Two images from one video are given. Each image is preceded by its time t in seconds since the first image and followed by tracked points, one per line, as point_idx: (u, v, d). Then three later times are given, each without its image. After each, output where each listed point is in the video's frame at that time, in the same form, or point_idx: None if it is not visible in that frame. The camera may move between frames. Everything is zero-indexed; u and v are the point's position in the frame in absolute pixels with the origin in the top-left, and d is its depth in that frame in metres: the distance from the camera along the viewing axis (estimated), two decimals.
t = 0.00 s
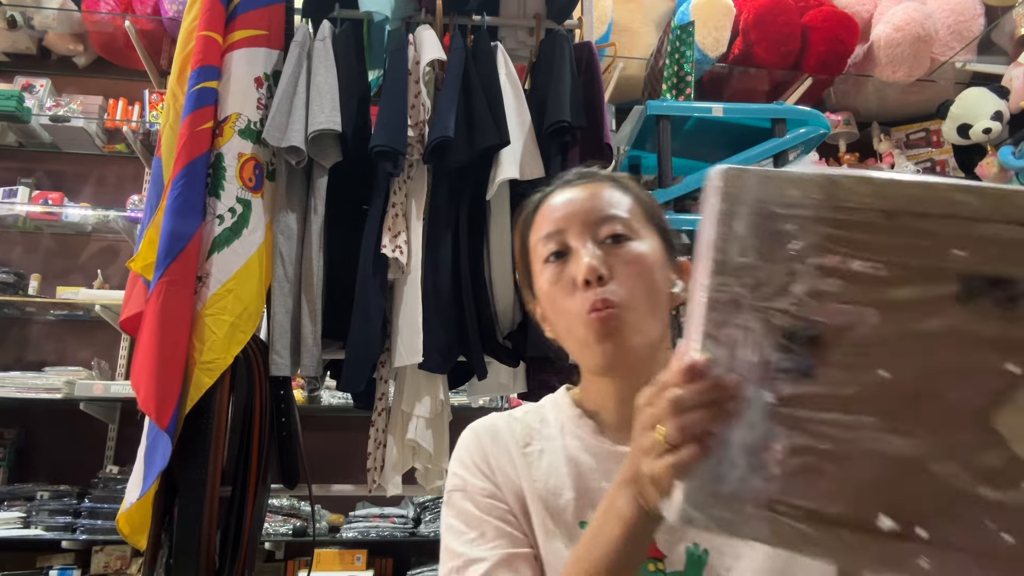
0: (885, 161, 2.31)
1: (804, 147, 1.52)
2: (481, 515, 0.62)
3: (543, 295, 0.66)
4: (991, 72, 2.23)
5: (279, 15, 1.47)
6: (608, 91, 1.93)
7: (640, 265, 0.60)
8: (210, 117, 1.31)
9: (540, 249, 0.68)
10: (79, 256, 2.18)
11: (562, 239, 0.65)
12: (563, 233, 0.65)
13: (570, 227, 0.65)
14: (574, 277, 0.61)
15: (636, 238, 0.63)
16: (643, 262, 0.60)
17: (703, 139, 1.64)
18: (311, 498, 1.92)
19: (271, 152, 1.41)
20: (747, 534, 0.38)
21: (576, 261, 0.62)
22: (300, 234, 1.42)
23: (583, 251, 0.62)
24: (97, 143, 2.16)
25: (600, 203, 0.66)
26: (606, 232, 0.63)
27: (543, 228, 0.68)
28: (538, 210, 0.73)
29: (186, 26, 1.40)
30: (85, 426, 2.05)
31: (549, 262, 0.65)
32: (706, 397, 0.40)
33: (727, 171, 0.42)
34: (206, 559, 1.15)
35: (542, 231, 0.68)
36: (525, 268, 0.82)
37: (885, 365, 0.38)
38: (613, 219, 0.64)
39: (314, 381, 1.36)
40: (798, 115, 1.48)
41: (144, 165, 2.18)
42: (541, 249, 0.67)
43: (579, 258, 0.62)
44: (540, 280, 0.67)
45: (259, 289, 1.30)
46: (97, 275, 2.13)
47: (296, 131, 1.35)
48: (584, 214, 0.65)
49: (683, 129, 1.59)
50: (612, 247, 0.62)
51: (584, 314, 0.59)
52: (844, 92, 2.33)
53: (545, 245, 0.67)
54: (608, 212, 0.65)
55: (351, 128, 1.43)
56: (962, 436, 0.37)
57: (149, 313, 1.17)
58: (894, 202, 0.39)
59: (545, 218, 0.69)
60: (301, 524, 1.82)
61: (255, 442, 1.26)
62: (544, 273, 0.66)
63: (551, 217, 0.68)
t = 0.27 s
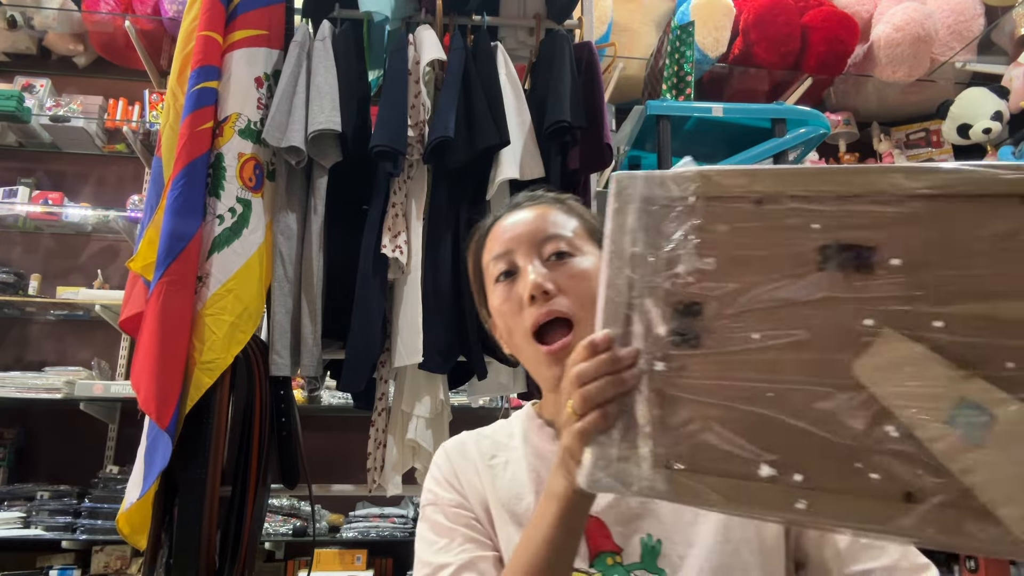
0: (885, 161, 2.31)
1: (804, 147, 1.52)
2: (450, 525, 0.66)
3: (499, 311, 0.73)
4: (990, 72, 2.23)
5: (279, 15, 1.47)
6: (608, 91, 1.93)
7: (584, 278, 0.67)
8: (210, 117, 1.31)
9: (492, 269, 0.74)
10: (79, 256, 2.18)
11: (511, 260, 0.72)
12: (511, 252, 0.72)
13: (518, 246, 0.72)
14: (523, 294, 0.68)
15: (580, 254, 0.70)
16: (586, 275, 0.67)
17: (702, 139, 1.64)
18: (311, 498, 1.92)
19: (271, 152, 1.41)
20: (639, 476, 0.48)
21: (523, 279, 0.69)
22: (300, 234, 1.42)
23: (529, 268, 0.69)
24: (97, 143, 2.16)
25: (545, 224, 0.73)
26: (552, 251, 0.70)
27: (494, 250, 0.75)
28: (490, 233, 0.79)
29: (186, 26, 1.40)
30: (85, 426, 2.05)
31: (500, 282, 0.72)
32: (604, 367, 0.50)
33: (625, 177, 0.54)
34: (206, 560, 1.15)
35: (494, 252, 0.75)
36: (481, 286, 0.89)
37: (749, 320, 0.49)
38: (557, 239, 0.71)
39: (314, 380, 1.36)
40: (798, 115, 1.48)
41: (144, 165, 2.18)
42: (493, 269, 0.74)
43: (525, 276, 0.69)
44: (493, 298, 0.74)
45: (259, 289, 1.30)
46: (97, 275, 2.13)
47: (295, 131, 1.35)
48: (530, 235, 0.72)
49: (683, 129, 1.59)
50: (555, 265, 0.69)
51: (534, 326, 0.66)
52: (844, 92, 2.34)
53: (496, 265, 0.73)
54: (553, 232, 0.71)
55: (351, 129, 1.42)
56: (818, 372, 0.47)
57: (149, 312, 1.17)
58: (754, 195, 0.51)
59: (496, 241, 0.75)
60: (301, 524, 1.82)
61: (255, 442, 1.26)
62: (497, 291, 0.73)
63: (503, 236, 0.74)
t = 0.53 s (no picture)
0: (885, 161, 2.32)
1: (804, 147, 1.52)
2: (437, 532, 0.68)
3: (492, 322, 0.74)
4: (990, 72, 2.23)
5: (280, 15, 1.47)
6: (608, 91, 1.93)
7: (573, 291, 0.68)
8: (210, 117, 1.31)
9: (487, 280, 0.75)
10: (79, 256, 2.18)
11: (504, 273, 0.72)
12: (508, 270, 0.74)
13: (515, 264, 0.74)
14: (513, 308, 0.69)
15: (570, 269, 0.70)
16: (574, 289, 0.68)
17: (702, 139, 1.65)
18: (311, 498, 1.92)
19: (271, 152, 1.41)
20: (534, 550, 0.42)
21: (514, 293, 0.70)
22: (300, 234, 1.42)
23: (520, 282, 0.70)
24: (97, 143, 2.16)
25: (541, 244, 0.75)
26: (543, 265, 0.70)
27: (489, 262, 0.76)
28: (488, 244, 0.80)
29: (186, 26, 1.40)
30: (85, 426, 2.05)
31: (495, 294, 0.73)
32: (491, 434, 0.43)
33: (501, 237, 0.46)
34: (206, 559, 1.15)
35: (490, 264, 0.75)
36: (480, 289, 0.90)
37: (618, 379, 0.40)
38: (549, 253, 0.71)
39: (314, 381, 1.36)
40: (798, 115, 1.48)
41: (144, 166, 2.19)
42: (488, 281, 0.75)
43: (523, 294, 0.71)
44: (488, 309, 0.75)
45: (259, 289, 1.29)
46: (97, 275, 2.13)
47: (295, 131, 1.36)
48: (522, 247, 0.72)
49: (683, 129, 1.59)
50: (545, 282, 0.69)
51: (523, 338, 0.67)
52: (844, 92, 2.33)
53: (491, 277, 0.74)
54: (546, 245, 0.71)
55: (351, 128, 1.42)
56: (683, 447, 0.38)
57: (149, 312, 1.17)
58: (622, 253, 0.41)
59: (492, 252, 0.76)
60: (301, 524, 1.82)
61: (255, 443, 1.26)
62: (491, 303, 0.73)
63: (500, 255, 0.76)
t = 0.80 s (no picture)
0: (885, 161, 2.32)
1: (804, 147, 1.53)
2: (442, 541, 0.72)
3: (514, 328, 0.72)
4: (990, 72, 2.23)
5: (280, 15, 1.47)
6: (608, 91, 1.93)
7: (595, 316, 0.66)
8: (210, 117, 1.31)
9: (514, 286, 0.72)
10: (79, 256, 2.18)
11: (531, 285, 0.69)
12: (532, 278, 0.69)
13: (539, 272, 0.69)
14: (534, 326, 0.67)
15: (596, 290, 0.67)
16: (595, 314, 0.66)
17: (702, 139, 1.65)
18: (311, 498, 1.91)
19: (272, 152, 1.41)
20: None
21: (536, 310, 0.68)
22: (300, 234, 1.42)
23: (544, 301, 0.67)
24: (97, 143, 2.16)
25: (571, 248, 0.70)
26: (570, 284, 0.67)
27: (518, 267, 0.72)
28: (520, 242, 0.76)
29: (186, 26, 1.40)
30: (84, 426, 2.05)
31: (519, 303, 0.71)
32: None
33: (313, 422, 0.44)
34: (206, 559, 1.15)
35: (518, 269, 0.72)
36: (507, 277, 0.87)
37: (417, 548, 0.37)
38: (577, 272, 0.68)
39: (314, 381, 1.36)
40: (798, 115, 1.48)
41: (144, 166, 2.19)
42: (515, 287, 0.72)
43: (545, 307, 0.67)
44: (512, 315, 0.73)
45: (259, 289, 1.29)
46: (97, 275, 2.13)
47: (295, 131, 1.36)
48: (551, 260, 0.69)
49: (683, 129, 1.59)
50: (570, 304, 0.66)
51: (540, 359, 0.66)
52: (844, 92, 2.33)
53: (518, 284, 0.71)
54: (575, 263, 0.68)
55: (351, 128, 1.42)
56: None
57: (148, 312, 1.18)
58: (413, 426, 0.38)
59: (523, 257, 0.72)
60: (301, 525, 1.82)
61: (255, 443, 1.25)
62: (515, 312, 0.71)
63: (526, 255, 0.71)
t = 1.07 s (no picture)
0: (885, 161, 2.32)
1: (804, 147, 1.53)
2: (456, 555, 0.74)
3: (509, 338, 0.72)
4: (990, 72, 2.23)
5: (280, 14, 1.46)
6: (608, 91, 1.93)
7: (586, 335, 0.65)
8: (209, 116, 1.31)
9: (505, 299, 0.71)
10: (79, 256, 2.18)
11: (521, 302, 0.68)
12: (523, 297, 0.67)
13: (529, 291, 0.67)
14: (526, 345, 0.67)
15: (585, 309, 0.66)
16: (587, 333, 0.66)
17: (702, 139, 1.65)
18: (311, 498, 1.91)
19: (272, 152, 1.41)
20: None
21: (527, 329, 0.67)
22: (300, 234, 1.42)
23: (535, 321, 0.66)
24: (97, 143, 2.16)
25: (563, 267, 0.67)
26: (560, 304, 0.66)
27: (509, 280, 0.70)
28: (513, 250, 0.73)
29: (186, 26, 1.40)
30: (84, 426, 2.05)
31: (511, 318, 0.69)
32: None
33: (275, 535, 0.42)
34: (206, 559, 1.15)
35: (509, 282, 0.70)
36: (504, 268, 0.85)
37: None
38: (567, 290, 0.66)
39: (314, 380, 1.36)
40: (798, 115, 1.48)
41: (144, 166, 2.19)
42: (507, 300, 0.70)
43: (535, 327, 0.66)
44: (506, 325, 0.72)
45: (259, 289, 1.29)
46: (97, 275, 2.13)
47: (295, 130, 1.35)
48: (542, 277, 0.67)
49: (683, 129, 1.59)
50: (560, 325, 0.65)
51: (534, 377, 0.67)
52: (844, 92, 2.33)
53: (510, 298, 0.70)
54: (565, 281, 0.66)
55: (351, 128, 1.42)
56: None
57: (147, 312, 1.18)
58: None
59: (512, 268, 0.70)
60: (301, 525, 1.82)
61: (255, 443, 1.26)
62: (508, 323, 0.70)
63: (517, 270, 0.68)
